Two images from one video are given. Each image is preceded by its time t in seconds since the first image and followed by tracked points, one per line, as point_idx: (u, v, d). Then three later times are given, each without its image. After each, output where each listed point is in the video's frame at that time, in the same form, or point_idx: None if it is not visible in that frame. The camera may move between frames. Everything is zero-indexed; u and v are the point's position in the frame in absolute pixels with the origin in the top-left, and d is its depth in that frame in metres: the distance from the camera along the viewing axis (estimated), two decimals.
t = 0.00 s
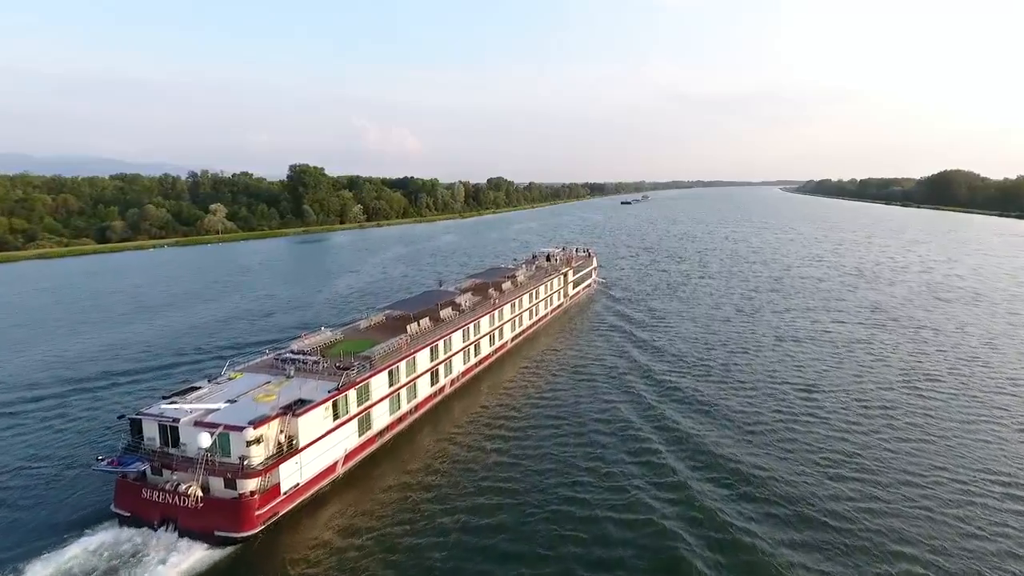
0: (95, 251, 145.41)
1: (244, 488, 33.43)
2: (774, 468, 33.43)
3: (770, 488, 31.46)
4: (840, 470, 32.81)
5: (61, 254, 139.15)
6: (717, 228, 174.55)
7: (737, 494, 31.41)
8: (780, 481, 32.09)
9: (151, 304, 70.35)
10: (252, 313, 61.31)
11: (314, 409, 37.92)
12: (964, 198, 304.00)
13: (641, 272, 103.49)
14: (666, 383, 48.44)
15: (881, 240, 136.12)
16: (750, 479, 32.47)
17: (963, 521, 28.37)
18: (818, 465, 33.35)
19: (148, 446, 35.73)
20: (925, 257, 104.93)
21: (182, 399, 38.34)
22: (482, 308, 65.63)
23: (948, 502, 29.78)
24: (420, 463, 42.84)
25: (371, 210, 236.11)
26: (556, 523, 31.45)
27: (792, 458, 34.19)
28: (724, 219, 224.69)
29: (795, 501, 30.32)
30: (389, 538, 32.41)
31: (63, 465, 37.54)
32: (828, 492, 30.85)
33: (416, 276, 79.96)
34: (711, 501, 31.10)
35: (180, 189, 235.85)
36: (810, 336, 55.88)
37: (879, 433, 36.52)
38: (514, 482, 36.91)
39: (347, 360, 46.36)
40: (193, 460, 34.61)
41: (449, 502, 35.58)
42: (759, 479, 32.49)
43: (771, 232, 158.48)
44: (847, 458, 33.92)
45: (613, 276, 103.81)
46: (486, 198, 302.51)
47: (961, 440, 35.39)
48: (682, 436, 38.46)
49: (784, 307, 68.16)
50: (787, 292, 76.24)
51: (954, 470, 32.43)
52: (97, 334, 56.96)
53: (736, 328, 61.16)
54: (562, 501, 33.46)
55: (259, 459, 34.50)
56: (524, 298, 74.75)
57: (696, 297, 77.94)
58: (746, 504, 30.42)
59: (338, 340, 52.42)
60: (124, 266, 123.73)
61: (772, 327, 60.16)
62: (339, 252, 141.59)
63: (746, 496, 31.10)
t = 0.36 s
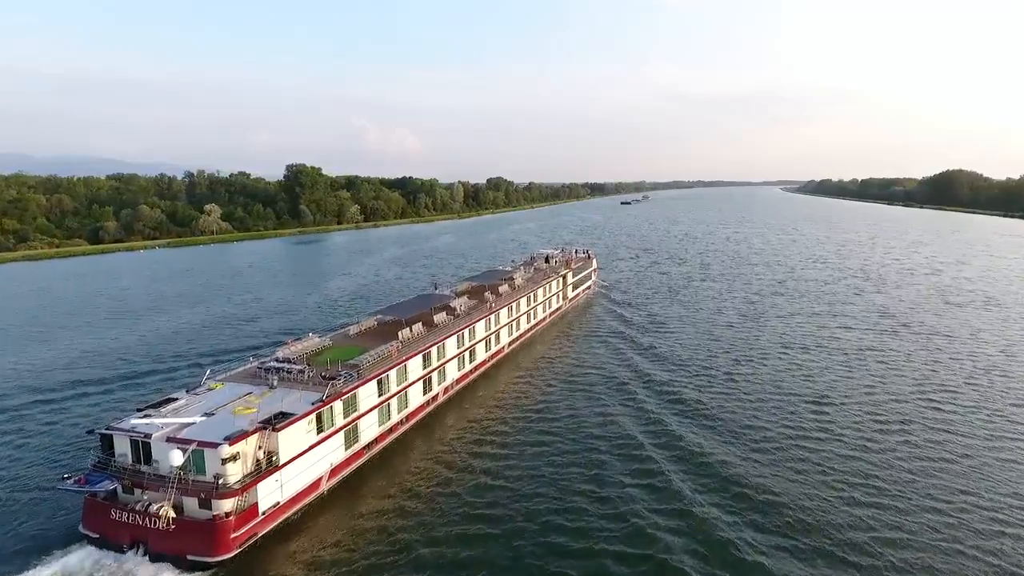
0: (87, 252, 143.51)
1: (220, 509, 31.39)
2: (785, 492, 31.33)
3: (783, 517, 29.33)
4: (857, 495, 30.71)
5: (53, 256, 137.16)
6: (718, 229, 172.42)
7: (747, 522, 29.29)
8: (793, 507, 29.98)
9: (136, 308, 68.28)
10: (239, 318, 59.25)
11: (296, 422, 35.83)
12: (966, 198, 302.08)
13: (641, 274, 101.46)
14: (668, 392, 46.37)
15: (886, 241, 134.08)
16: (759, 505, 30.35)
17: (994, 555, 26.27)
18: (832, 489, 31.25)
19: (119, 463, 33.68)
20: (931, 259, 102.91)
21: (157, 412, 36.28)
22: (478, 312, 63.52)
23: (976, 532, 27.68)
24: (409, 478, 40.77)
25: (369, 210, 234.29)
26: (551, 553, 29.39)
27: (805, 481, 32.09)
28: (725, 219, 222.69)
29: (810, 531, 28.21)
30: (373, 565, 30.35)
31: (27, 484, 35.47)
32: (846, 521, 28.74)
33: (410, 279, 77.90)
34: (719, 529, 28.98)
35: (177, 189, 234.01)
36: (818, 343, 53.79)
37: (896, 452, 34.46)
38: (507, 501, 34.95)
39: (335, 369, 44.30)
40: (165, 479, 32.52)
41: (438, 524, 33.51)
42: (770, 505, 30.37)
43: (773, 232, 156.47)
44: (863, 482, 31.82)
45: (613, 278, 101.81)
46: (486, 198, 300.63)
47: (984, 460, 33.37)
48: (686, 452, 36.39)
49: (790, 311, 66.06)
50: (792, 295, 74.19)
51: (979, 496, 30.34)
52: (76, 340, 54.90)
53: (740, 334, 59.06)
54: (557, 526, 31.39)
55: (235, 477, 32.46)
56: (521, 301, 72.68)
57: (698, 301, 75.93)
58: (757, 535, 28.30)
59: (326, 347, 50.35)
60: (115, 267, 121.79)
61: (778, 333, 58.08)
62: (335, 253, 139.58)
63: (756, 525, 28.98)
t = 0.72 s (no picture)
0: (79, 253, 141.36)
1: (192, 533, 29.22)
2: (798, 520, 29.16)
3: (797, 550, 27.16)
4: (876, 524, 28.56)
5: (43, 257, 134.98)
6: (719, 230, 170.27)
7: (758, 554, 27.11)
8: (807, 539, 27.82)
9: (119, 311, 66.12)
10: (224, 323, 57.06)
11: (275, 437, 33.72)
12: (969, 198, 300.15)
13: (641, 276, 99.31)
14: (671, 402, 44.27)
15: (890, 242, 132.04)
16: (771, 537, 28.14)
17: None
18: (850, 517, 29.08)
19: (85, 482, 31.37)
20: (937, 261, 100.75)
21: (128, 427, 34.08)
22: (473, 317, 61.39)
23: (1009, 567, 25.53)
24: (397, 495, 38.64)
25: (367, 210, 232.43)
26: None
27: (818, 507, 29.93)
28: (726, 220, 220.62)
29: (827, 567, 26.07)
30: None
31: None
32: (865, 555, 26.57)
33: (404, 282, 75.77)
34: (729, 562, 26.85)
35: (172, 189, 231.95)
36: (826, 351, 51.67)
37: (916, 473, 32.38)
38: (500, 524, 32.85)
39: (320, 379, 42.16)
40: (133, 499, 30.25)
41: (426, 551, 31.29)
42: (783, 536, 28.16)
43: (775, 233, 154.48)
44: (882, 508, 29.67)
45: (612, 280, 99.77)
46: (485, 198, 298.63)
47: (1011, 483, 31.23)
48: (691, 471, 34.26)
49: (795, 316, 64.02)
50: (796, 299, 72.09)
51: (1008, 525, 28.22)
52: (53, 346, 52.71)
53: (744, 340, 56.93)
54: (554, 557, 29.26)
55: (209, 498, 30.31)
56: (518, 305, 70.58)
57: (700, 305, 73.87)
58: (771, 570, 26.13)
59: (313, 355, 48.21)
60: (105, 269, 119.56)
61: (784, 340, 55.95)
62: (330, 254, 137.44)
63: (768, 558, 26.82)
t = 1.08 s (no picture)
0: (70, 254, 139.12)
1: (159, 559, 27.17)
2: (814, 553, 27.00)
3: None
4: (898, 558, 26.37)
5: (34, 258, 132.79)
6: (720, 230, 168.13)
7: None
8: None
9: (102, 315, 63.94)
10: (209, 328, 54.93)
11: (252, 455, 31.64)
12: (971, 198, 298.04)
13: (642, 279, 97.22)
14: (674, 415, 42.15)
15: (894, 243, 129.98)
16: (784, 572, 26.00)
17: None
18: (869, 551, 26.91)
19: (47, 503, 29.22)
20: (944, 263, 98.58)
21: (96, 443, 31.91)
22: (467, 322, 59.23)
23: None
24: (385, 514, 36.59)
25: (365, 210, 230.42)
26: None
27: (835, 538, 27.78)
28: (727, 220, 218.48)
29: None
30: None
31: None
32: None
33: (397, 285, 73.66)
34: None
35: (168, 189, 229.74)
36: (835, 359, 49.54)
37: (940, 499, 30.23)
38: (492, 552, 30.79)
39: (304, 390, 39.99)
40: (97, 523, 28.05)
41: None
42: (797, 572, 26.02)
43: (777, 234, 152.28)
44: (904, 540, 27.49)
45: (612, 283, 97.71)
46: (484, 198, 296.57)
47: None
48: (696, 494, 32.17)
49: (801, 321, 61.90)
50: (801, 303, 69.95)
51: None
52: (28, 352, 50.52)
53: (749, 347, 54.83)
54: None
55: (178, 521, 28.26)
56: (515, 309, 68.50)
57: (702, 308, 71.79)
58: None
59: (299, 364, 46.06)
60: (95, 270, 117.34)
61: (790, 347, 53.80)
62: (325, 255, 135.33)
63: None
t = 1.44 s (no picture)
0: (61, 255, 136.98)
1: None
2: None
3: None
4: None
5: (24, 259, 130.65)
6: (722, 231, 165.74)
7: None
8: None
9: (84, 319, 61.75)
10: (192, 334, 52.80)
11: (226, 474, 29.49)
12: (974, 198, 295.94)
13: (642, 281, 95.08)
14: (676, 429, 39.98)
15: (900, 244, 127.82)
16: None
17: None
18: None
19: (3, 528, 27.14)
20: (952, 265, 96.32)
21: (59, 461, 29.81)
22: (462, 328, 57.08)
23: None
24: (371, 535, 34.43)
25: (362, 211, 228.31)
26: None
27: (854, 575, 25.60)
28: (729, 221, 216.20)
29: None
30: None
31: None
32: None
33: (390, 288, 71.49)
34: None
35: (163, 189, 227.63)
36: (845, 368, 47.39)
37: (964, 528, 28.04)
38: None
39: (286, 402, 37.80)
40: (54, 550, 25.93)
41: None
42: None
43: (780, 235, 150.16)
44: None
45: (612, 285, 95.61)
46: (483, 198, 294.35)
47: None
48: (701, 521, 30.02)
49: (808, 327, 59.72)
50: (806, 308, 67.89)
51: None
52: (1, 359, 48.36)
53: (754, 355, 52.67)
54: None
55: (142, 550, 26.09)
56: (512, 313, 66.33)
57: (705, 313, 69.69)
58: None
59: (283, 374, 43.89)
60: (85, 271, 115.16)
61: (798, 354, 51.61)
62: (321, 256, 133.14)
63: None
